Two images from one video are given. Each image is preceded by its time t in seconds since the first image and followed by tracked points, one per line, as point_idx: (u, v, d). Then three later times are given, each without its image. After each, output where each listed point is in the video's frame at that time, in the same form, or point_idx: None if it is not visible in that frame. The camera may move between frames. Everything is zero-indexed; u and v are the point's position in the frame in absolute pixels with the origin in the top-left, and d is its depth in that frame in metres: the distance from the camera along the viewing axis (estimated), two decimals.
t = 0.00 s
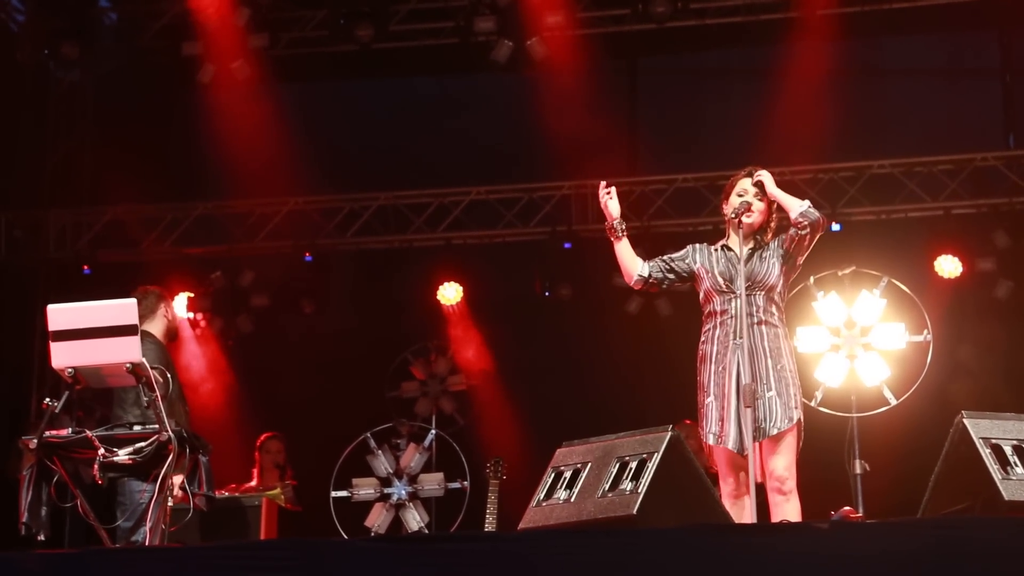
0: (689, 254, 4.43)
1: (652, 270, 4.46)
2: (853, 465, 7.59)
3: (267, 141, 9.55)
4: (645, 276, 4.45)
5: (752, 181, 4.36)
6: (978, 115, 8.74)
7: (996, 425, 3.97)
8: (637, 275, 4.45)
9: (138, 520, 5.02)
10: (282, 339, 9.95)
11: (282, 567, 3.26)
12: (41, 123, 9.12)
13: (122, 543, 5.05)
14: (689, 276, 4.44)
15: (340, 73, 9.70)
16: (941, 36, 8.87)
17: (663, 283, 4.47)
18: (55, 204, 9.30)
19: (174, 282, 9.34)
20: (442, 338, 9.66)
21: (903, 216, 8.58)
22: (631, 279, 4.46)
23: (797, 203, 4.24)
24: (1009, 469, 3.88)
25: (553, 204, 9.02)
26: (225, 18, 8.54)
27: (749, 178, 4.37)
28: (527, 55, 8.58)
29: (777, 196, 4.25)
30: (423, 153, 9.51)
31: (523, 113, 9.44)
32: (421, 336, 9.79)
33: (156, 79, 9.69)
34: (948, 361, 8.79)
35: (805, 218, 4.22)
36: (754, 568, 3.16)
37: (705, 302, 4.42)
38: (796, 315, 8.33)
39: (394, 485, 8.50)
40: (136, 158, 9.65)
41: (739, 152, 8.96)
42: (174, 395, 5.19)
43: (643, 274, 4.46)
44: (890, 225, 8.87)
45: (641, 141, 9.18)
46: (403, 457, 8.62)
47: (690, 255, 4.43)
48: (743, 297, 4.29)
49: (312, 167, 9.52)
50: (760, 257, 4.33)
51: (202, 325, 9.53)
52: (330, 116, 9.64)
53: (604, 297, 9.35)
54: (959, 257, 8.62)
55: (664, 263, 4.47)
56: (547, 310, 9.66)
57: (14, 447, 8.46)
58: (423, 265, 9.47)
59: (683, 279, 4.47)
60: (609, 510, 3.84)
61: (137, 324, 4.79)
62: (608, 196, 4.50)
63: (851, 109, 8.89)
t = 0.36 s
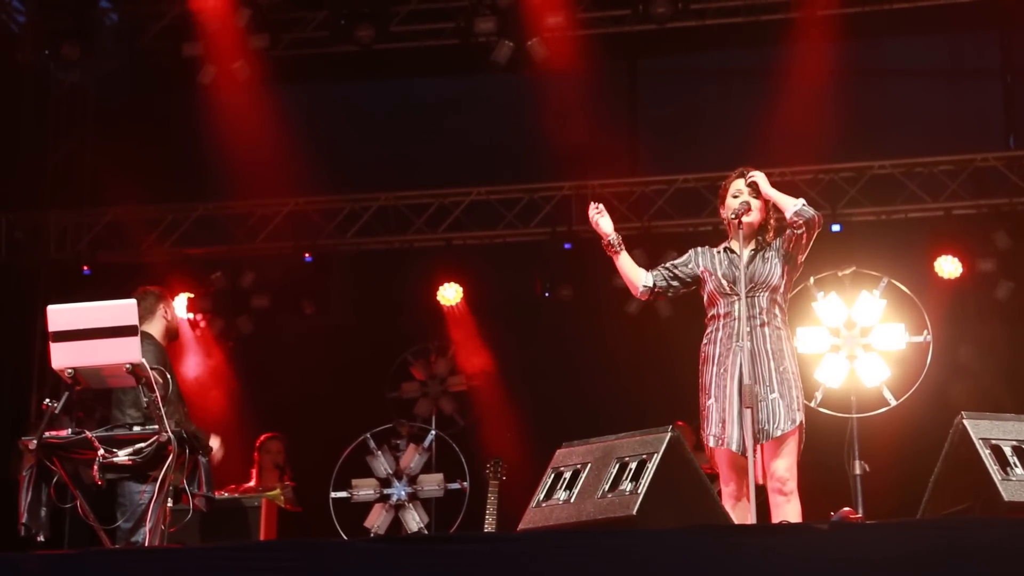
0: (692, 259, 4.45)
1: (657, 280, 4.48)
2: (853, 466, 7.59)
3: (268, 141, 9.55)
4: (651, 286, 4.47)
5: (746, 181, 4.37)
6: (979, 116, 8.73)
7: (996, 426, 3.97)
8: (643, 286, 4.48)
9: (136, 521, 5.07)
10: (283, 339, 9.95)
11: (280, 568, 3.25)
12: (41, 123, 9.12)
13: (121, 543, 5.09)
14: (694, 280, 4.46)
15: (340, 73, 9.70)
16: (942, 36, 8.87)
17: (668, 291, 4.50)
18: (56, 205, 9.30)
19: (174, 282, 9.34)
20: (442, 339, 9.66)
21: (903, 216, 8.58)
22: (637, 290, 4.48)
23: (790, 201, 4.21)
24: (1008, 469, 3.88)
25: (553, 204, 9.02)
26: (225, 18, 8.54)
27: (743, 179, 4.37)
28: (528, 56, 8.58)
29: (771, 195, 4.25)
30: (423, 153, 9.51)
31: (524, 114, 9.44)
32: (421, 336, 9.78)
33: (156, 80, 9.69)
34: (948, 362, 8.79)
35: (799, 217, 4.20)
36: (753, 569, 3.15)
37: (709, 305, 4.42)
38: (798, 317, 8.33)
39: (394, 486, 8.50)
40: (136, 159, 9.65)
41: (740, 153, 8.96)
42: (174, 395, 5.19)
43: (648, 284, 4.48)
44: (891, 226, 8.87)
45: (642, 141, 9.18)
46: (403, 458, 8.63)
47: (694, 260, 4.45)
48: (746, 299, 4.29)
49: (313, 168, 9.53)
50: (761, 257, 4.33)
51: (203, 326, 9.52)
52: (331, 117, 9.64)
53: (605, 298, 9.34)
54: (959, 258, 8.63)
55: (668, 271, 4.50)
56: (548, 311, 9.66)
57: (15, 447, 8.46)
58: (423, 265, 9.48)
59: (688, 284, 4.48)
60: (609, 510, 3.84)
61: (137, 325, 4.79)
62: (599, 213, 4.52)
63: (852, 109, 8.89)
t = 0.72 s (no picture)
0: (695, 259, 4.46)
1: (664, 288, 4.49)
2: (853, 465, 7.59)
3: (267, 140, 9.54)
4: (658, 298, 4.47)
5: (749, 179, 4.37)
6: (978, 115, 8.74)
7: (996, 425, 3.97)
8: (650, 298, 4.48)
9: (136, 519, 5.06)
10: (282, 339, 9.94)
11: (281, 567, 3.25)
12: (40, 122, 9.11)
13: (122, 542, 5.09)
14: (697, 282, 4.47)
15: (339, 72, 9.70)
16: (942, 36, 8.87)
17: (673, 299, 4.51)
18: (56, 204, 9.29)
19: (174, 281, 9.34)
20: (442, 337, 9.66)
21: (903, 216, 8.59)
22: (646, 303, 4.48)
23: (793, 202, 4.21)
24: (1009, 468, 3.88)
25: (553, 203, 9.02)
26: (225, 17, 8.54)
27: (745, 177, 4.38)
28: (528, 55, 8.57)
29: (774, 194, 4.25)
30: (423, 152, 9.51)
31: (524, 113, 9.44)
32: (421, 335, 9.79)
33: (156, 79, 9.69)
34: (947, 361, 8.78)
35: (801, 217, 4.20)
36: (754, 568, 3.16)
37: (712, 305, 4.42)
38: (800, 316, 8.30)
39: (394, 485, 8.50)
40: (135, 158, 9.65)
41: (739, 151, 8.96)
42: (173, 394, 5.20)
43: (655, 295, 4.48)
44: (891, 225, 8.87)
45: (642, 140, 9.18)
46: (403, 457, 8.63)
47: (696, 259, 4.46)
48: (748, 299, 4.30)
49: (312, 167, 9.53)
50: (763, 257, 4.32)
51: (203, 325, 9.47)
52: (332, 116, 9.64)
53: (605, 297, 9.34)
54: (959, 258, 8.63)
55: (671, 279, 4.50)
56: (547, 310, 9.66)
57: (14, 447, 8.45)
58: (422, 265, 9.46)
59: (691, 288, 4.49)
60: (609, 509, 3.84)
61: (137, 323, 4.79)
62: (593, 237, 4.44)
63: (851, 108, 8.89)
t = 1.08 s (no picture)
0: (694, 261, 4.44)
1: (685, 317, 4.52)
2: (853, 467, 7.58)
3: (267, 143, 9.54)
4: (683, 327, 4.51)
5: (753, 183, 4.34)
6: (978, 117, 8.74)
7: (996, 427, 3.97)
8: (681, 331, 4.51)
9: (136, 523, 5.06)
10: (282, 341, 9.94)
11: (280, 569, 3.25)
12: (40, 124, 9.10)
13: (122, 545, 5.08)
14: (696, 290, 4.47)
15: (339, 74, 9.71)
16: (941, 37, 8.88)
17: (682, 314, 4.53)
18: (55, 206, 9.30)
19: (174, 283, 9.34)
20: (442, 339, 9.66)
21: (903, 217, 8.58)
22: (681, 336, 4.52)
23: (796, 214, 4.16)
24: (1009, 470, 3.88)
25: (553, 206, 9.03)
26: (225, 19, 8.55)
27: (749, 180, 4.36)
28: (528, 57, 8.58)
29: (777, 203, 4.21)
30: (423, 154, 9.52)
31: (524, 115, 9.44)
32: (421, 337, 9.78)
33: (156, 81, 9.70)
34: (947, 363, 8.77)
35: (803, 230, 4.15)
36: (752, 570, 3.15)
37: (710, 308, 4.42)
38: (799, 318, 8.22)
39: (394, 487, 8.50)
40: (135, 160, 9.65)
41: (739, 153, 8.97)
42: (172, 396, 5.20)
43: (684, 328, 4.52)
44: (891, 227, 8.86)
45: (643, 142, 9.18)
46: (403, 458, 8.63)
47: (695, 263, 4.44)
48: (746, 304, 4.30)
49: (312, 169, 9.53)
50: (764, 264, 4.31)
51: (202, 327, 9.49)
52: (332, 118, 9.64)
53: (604, 299, 9.34)
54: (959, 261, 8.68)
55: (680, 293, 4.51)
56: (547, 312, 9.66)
57: (14, 449, 8.45)
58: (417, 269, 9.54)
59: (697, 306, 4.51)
60: (609, 511, 3.84)
61: (137, 326, 4.79)
62: (611, 331, 4.54)
63: (851, 110, 8.90)
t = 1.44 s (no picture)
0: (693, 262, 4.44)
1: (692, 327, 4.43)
2: (854, 466, 7.57)
3: (268, 141, 9.55)
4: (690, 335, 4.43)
5: (760, 185, 4.28)
6: (979, 116, 8.74)
7: (998, 426, 3.97)
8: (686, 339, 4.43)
9: (139, 521, 5.02)
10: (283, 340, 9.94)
11: (282, 569, 3.24)
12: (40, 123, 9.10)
13: (124, 544, 5.05)
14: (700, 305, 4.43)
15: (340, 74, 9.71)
16: (942, 37, 8.88)
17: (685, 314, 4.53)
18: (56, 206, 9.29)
19: (175, 283, 9.34)
20: (444, 338, 9.66)
21: (904, 216, 8.58)
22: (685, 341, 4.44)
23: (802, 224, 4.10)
24: (1011, 470, 3.89)
25: (555, 205, 9.03)
26: (226, 18, 8.55)
27: (754, 181, 4.29)
28: (530, 56, 8.58)
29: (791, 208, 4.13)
30: (424, 153, 9.52)
31: (525, 115, 9.44)
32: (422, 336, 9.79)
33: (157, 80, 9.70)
34: (947, 361, 8.78)
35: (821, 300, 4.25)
36: (755, 569, 3.15)
37: (707, 310, 4.42)
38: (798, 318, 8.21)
39: (395, 486, 8.50)
40: (137, 159, 9.66)
41: (740, 152, 8.98)
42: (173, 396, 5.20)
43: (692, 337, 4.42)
44: (892, 226, 8.85)
45: (644, 141, 9.18)
46: (404, 458, 8.62)
47: (694, 263, 4.44)
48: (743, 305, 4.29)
49: (313, 169, 9.53)
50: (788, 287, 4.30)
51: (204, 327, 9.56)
52: (333, 117, 9.64)
53: (606, 297, 9.34)
54: (960, 259, 8.66)
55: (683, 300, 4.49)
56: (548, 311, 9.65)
57: (15, 448, 8.45)
58: (421, 266, 9.37)
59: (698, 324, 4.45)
60: (612, 511, 3.84)
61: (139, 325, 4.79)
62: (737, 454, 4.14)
63: (852, 109, 8.90)
